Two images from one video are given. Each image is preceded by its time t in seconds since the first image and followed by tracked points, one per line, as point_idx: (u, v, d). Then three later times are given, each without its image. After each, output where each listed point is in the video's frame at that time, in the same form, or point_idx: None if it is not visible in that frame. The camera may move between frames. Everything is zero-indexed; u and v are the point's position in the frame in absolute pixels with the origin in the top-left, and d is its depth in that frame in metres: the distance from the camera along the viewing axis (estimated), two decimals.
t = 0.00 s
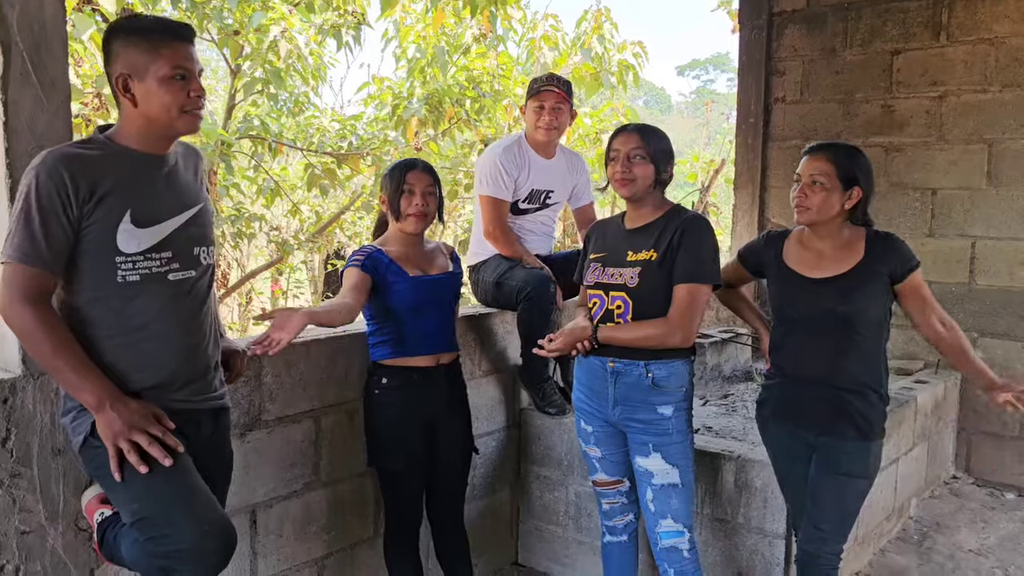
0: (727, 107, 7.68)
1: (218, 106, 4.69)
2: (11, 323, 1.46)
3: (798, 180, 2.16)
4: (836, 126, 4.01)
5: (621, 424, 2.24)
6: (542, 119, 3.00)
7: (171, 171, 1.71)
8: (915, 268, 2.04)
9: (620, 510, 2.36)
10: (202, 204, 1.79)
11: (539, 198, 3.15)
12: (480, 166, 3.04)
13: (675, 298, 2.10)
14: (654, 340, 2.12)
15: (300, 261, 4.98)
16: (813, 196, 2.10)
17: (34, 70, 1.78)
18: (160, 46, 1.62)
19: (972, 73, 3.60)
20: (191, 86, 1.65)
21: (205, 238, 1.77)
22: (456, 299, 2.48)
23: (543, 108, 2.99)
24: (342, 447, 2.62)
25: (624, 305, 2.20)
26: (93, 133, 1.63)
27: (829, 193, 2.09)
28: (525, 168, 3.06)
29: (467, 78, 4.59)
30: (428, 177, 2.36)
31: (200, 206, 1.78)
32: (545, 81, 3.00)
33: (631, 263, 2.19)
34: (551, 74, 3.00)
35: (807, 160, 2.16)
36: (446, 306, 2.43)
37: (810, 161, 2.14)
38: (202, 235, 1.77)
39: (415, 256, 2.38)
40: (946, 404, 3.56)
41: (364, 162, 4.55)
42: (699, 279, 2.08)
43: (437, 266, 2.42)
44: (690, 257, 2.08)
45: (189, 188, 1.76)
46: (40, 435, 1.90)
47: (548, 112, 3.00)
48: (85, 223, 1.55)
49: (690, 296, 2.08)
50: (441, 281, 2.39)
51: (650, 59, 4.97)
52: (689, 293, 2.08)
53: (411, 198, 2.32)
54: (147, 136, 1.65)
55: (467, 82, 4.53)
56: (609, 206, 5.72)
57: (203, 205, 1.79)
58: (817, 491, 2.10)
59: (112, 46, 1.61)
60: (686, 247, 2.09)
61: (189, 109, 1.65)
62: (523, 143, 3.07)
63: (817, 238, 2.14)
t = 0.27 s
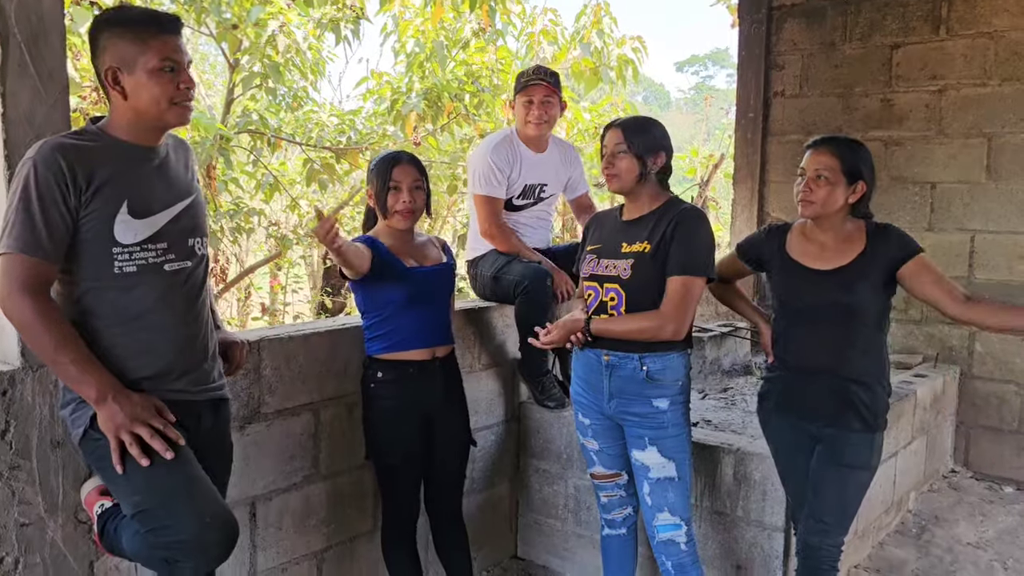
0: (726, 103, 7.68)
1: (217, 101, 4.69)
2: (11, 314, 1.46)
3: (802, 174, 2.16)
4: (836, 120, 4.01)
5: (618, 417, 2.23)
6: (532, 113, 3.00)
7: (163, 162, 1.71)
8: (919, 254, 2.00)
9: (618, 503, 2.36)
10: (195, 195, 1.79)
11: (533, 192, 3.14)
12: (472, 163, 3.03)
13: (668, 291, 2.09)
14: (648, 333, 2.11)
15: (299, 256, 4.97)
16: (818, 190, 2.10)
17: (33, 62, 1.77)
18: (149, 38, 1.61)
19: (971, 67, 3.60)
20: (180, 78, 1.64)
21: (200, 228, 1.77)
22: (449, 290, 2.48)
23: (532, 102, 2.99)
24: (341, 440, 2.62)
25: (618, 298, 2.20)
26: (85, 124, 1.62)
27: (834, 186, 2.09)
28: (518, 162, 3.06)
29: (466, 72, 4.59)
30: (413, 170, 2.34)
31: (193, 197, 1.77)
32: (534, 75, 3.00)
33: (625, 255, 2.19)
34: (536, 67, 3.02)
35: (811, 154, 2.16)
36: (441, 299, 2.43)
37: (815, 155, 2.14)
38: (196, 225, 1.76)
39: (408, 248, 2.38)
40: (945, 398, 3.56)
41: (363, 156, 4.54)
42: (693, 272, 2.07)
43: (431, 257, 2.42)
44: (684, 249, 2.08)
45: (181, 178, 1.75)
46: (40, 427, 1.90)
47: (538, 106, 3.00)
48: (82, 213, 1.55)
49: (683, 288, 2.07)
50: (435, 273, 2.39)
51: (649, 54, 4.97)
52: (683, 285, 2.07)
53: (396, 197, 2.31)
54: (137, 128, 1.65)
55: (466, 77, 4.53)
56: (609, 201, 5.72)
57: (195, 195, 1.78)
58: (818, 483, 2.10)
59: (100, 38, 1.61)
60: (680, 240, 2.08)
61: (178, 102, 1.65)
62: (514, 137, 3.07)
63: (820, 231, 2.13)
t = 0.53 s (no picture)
0: (725, 100, 7.69)
1: (217, 97, 4.70)
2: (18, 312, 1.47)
3: (810, 169, 2.16)
4: (835, 117, 4.02)
5: (617, 413, 2.25)
6: (528, 115, 3.03)
7: (167, 159, 1.72)
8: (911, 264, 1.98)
9: (617, 498, 2.38)
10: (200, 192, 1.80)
11: (532, 190, 3.16)
12: (470, 166, 3.03)
13: (666, 290, 2.11)
14: (646, 332, 2.13)
15: (299, 253, 4.98)
16: (825, 186, 2.10)
17: (36, 60, 1.78)
18: (174, 44, 1.64)
19: (970, 64, 3.60)
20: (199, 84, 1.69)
21: (203, 223, 1.78)
22: (450, 287, 2.49)
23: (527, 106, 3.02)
24: (343, 435, 2.64)
25: (616, 296, 2.22)
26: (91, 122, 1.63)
27: (841, 183, 2.09)
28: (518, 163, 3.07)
29: (467, 69, 4.60)
30: (413, 166, 2.34)
31: (198, 194, 1.78)
32: (525, 77, 3.03)
33: (624, 253, 2.21)
34: (528, 66, 3.06)
35: (820, 150, 2.16)
36: (440, 295, 2.44)
37: (823, 151, 2.14)
38: (200, 222, 1.77)
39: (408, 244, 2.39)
40: (943, 394, 3.58)
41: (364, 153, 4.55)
42: (690, 271, 2.09)
43: (432, 254, 2.41)
44: (681, 248, 2.09)
45: (187, 176, 1.77)
46: (43, 423, 1.92)
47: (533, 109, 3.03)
48: (86, 211, 1.56)
49: (679, 286, 2.09)
50: (434, 269, 2.39)
51: (648, 51, 4.97)
52: (681, 284, 2.09)
53: (399, 191, 2.33)
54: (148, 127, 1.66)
55: (466, 74, 4.54)
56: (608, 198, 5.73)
57: (200, 192, 1.80)
58: (816, 479, 2.12)
59: (119, 36, 1.61)
60: (677, 238, 2.09)
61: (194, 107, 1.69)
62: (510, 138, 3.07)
63: (824, 228, 2.14)
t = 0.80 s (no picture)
0: (726, 96, 7.68)
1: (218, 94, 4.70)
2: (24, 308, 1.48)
3: (814, 165, 2.16)
4: (836, 113, 4.02)
5: (616, 409, 2.26)
6: (529, 115, 3.04)
7: (177, 160, 1.73)
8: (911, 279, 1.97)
9: (617, 494, 2.39)
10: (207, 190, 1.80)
11: (533, 187, 3.17)
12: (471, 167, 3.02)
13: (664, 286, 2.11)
14: (641, 327, 2.14)
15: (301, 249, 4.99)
16: (828, 181, 2.10)
17: (40, 57, 1.79)
18: (209, 52, 1.66)
19: (972, 61, 3.60)
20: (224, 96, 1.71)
21: (209, 222, 1.79)
22: (455, 286, 2.50)
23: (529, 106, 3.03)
24: (345, 431, 2.65)
25: (616, 293, 2.22)
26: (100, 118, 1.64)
27: (844, 179, 2.09)
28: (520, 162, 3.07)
29: (468, 66, 4.60)
30: (429, 162, 2.36)
31: (204, 192, 1.79)
32: (525, 76, 3.02)
33: (624, 250, 2.21)
34: (527, 64, 3.06)
35: (823, 146, 2.16)
36: (445, 293, 2.44)
37: (826, 147, 2.15)
38: (205, 220, 1.78)
39: (416, 240, 2.40)
40: (944, 391, 3.58)
41: (366, 150, 4.55)
42: (688, 268, 2.09)
43: (438, 252, 2.43)
44: (682, 245, 2.09)
45: (197, 176, 1.78)
46: (47, 419, 1.92)
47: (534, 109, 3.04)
48: (93, 208, 1.56)
49: (678, 284, 2.09)
50: (439, 267, 2.40)
51: (650, 47, 4.97)
52: (679, 281, 2.09)
53: (417, 186, 2.33)
54: (169, 128, 1.67)
55: (468, 70, 4.55)
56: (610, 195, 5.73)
57: (206, 190, 1.80)
58: (814, 477, 2.12)
59: (153, 35, 1.62)
60: (677, 235, 2.10)
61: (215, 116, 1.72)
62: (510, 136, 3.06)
63: (826, 224, 2.14)
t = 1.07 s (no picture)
0: (731, 94, 7.67)
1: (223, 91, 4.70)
2: (31, 304, 1.47)
3: (819, 162, 2.15)
4: (842, 111, 4.01)
5: (621, 408, 2.25)
6: (533, 112, 3.03)
7: (187, 158, 1.72)
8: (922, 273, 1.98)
9: (622, 492, 2.38)
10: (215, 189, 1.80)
11: (537, 184, 3.16)
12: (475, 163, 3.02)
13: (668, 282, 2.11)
14: (643, 321, 2.13)
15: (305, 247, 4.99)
16: (835, 180, 2.10)
17: (46, 55, 1.79)
18: (222, 52, 1.66)
19: (978, 58, 3.58)
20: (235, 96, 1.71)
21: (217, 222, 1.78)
22: (460, 280, 2.49)
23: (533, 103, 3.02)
24: (350, 429, 2.65)
25: (621, 291, 2.21)
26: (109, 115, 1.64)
27: (851, 178, 2.09)
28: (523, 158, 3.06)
29: (472, 63, 4.59)
30: (432, 163, 2.35)
31: (213, 191, 1.78)
32: (530, 73, 3.00)
33: (629, 248, 2.20)
34: (532, 60, 3.04)
35: (829, 144, 2.15)
36: (450, 289, 2.44)
37: (832, 145, 2.14)
38: (213, 219, 1.77)
39: (419, 237, 2.40)
40: (950, 389, 3.57)
41: (370, 147, 4.55)
42: (693, 266, 2.08)
43: (441, 249, 2.43)
44: (688, 243, 2.09)
45: (205, 174, 1.77)
46: (54, 417, 1.92)
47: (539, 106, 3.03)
48: (103, 206, 1.56)
49: (683, 280, 2.08)
50: (444, 263, 2.40)
51: (654, 45, 4.96)
52: (684, 279, 2.08)
53: (417, 188, 2.32)
54: (181, 127, 1.66)
55: (472, 68, 4.54)
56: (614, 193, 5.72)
57: (216, 190, 1.80)
58: (822, 475, 2.12)
59: (165, 33, 1.61)
60: (683, 233, 2.09)
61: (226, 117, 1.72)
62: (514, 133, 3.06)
63: (832, 223, 2.13)
